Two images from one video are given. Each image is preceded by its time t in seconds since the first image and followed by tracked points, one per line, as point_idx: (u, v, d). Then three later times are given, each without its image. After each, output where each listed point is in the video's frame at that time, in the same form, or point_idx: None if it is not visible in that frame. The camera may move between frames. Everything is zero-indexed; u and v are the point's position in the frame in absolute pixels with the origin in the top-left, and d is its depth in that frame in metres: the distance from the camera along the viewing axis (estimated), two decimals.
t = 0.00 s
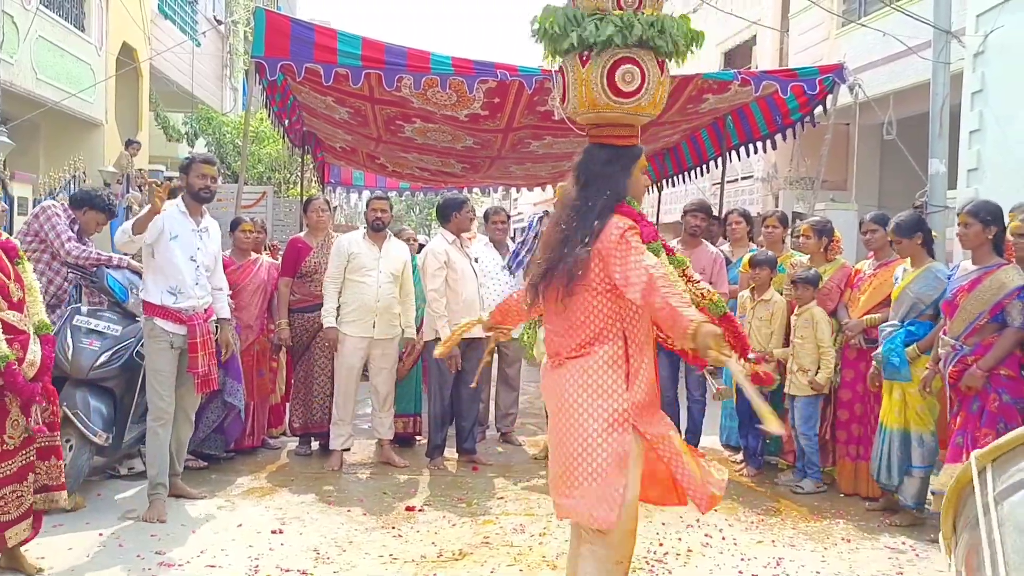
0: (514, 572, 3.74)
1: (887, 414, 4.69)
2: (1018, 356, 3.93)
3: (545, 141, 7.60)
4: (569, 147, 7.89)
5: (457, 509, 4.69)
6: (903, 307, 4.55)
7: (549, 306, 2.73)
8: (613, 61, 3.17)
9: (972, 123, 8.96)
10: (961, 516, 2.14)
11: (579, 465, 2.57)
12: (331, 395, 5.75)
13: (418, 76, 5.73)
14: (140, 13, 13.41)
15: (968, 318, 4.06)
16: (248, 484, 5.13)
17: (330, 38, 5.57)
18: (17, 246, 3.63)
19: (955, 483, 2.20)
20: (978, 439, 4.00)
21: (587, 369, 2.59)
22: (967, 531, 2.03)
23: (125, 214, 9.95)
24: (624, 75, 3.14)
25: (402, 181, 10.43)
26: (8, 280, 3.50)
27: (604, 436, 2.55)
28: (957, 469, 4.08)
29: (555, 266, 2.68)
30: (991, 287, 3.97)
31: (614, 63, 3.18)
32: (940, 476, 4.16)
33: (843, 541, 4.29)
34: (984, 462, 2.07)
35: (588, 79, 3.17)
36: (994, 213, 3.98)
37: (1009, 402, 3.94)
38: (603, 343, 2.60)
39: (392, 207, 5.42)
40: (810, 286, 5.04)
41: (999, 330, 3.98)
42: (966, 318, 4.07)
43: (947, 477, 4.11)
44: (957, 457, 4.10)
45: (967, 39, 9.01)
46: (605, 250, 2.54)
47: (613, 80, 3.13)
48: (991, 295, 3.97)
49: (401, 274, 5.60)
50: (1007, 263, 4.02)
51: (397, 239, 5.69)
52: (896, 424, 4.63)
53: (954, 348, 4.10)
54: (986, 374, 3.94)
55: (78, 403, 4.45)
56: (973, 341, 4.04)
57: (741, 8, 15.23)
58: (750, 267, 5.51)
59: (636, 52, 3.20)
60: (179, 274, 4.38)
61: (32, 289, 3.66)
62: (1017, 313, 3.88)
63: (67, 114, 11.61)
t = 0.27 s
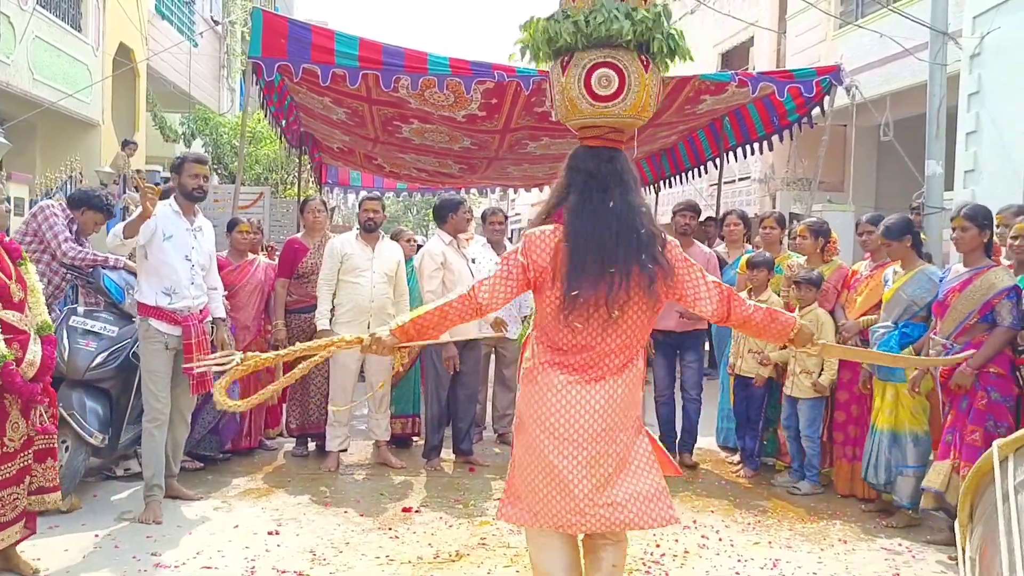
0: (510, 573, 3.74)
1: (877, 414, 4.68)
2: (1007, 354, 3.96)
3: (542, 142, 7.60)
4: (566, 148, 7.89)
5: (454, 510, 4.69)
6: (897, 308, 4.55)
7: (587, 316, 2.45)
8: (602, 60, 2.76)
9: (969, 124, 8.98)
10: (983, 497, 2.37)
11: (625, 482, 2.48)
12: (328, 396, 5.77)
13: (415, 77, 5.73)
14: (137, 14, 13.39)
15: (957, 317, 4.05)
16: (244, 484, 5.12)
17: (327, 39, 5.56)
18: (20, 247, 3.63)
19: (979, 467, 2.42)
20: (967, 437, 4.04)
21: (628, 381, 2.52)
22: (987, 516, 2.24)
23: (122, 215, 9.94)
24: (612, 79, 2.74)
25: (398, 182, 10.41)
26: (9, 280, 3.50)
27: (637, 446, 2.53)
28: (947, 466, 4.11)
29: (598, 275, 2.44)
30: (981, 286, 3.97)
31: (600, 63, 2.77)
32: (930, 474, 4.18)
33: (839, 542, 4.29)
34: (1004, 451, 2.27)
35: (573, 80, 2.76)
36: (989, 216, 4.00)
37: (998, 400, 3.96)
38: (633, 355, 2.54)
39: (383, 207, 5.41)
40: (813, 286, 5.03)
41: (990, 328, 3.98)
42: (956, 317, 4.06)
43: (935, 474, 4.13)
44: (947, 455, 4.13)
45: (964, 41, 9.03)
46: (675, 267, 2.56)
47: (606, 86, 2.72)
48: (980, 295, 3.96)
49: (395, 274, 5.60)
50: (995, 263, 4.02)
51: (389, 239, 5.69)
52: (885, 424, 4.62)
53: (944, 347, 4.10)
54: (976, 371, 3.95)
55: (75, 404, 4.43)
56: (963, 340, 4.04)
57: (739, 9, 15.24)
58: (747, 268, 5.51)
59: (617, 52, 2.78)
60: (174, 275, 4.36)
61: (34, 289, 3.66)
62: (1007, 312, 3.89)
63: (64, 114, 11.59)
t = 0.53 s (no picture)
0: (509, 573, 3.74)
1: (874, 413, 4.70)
2: (1005, 354, 3.97)
3: (541, 142, 7.61)
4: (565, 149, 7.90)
5: (453, 510, 4.69)
6: (894, 309, 4.56)
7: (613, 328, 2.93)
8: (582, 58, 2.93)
9: (968, 125, 8.99)
10: (996, 504, 2.43)
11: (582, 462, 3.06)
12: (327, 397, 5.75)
13: (414, 78, 5.73)
14: (136, 14, 13.39)
15: (957, 316, 4.06)
16: (243, 485, 5.12)
17: (326, 39, 5.56)
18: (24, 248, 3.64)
19: (987, 475, 2.47)
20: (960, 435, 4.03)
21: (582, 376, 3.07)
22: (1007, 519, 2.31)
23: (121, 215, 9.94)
24: (588, 77, 2.90)
25: (398, 182, 10.41)
26: (12, 280, 3.50)
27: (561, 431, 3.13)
28: (938, 463, 4.10)
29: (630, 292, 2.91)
30: (982, 286, 3.97)
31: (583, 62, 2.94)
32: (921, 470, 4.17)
33: (838, 542, 4.29)
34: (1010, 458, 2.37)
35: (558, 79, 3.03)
36: (989, 216, 4.00)
37: (995, 398, 3.97)
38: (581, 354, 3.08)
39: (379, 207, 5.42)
40: (813, 289, 5.03)
41: (989, 328, 3.98)
42: (955, 317, 4.07)
43: (926, 470, 4.13)
44: (939, 452, 4.13)
45: (963, 42, 9.04)
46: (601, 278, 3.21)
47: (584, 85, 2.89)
48: (981, 294, 3.97)
49: (393, 275, 5.59)
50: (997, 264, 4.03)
51: (388, 240, 5.68)
52: (881, 423, 4.64)
53: (943, 345, 4.09)
54: (974, 370, 3.96)
55: (73, 404, 4.42)
56: (962, 338, 4.04)
57: (738, 10, 15.25)
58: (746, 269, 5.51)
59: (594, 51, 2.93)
60: (169, 275, 4.37)
61: (36, 290, 3.66)
62: (1006, 312, 3.90)
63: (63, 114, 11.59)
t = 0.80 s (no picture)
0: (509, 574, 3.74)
1: (880, 419, 4.69)
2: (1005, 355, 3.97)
3: (541, 142, 7.61)
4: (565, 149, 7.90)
5: (453, 511, 4.69)
6: (893, 308, 4.56)
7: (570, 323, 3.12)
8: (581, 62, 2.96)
9: (967, 125, 8.99)
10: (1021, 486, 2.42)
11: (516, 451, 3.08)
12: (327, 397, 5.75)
13: (414, 78, 5.73)
14: (136, 14, 13.39)
15: (958, 317, 4.05)
16: (243, 485, 5.12)
17: (326, 39, 5.56)
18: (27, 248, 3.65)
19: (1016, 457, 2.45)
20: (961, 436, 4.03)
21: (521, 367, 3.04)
22: None
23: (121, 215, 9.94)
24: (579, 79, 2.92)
25: (398, 182, 10.41)
26: (14, 281, 3.50)
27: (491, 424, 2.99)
28: (939, 464, 4.13)
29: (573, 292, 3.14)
30: (984, 287, 3.97)
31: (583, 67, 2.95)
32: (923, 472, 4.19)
33: (838, 542, 4.30)
34: None
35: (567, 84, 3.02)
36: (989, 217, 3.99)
37: (995, 399, 3.98)
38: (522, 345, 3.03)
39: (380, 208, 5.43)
40: (812, 288, 5.02)
41: (990, 329, 3.99)
42: (956, 317, 4.06)
43: (929, 471, 4.15)
44: (940, 453, 4.15)
45: (962, 42, 9.04)
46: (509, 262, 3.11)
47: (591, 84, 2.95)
48: (983, 295, 3.97)
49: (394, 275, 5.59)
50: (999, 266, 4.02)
51: (388, 239, 5.65)
52: (887, 428, 4.62)
53: (944, 345, 4.11)
54: (974, 370, 3.96)
55: (73, 404, 4.43)
56: (962, 339, 4.05)
57: (738, 10, 15.25)
58: (747, 270, 5.51)
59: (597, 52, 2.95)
60: (169, 276, 4.37)
61: (40, 291, 3.67)
62: (1008, 314, 3.91)
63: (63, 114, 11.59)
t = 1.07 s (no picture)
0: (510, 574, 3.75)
1: (884, 421, 4.70)
2: (1005, 356, 3.98)
3: (541, 143, 7.62)
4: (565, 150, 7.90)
5: (453, 511, 4.70)
6: (893, 308, 4.57)
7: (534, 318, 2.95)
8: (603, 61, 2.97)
9: (967, 125, 8.99)
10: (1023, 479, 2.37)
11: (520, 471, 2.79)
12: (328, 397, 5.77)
13: (414, 78, 5.74)
14: (136, 14, 13.40)
15: (960, 317, 4.06)
16: (244, 485, 5.13)
17: (326, 40, 5.57)
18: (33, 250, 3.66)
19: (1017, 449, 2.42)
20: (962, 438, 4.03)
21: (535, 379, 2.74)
22: None
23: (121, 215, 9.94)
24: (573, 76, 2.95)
25: (398, 183, 10.41)
26: (17, 283, 3.50)
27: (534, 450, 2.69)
28: (940, 466, 4.11)
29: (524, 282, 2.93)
30: (987, 289, 3.98)
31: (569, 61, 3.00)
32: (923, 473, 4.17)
33: (838, 542, 4.30)
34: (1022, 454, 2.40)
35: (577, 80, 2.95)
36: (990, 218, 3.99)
37: (996, 401, 3.98)
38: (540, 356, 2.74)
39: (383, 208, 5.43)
40: (811, 289, 5.04)
41: (991, 330, 4.00)
42: (958, 317, 4.07)
43: (930, 473, 4.13)
44: (941, 454, 4.13)
45: (962, 42, 9.05)
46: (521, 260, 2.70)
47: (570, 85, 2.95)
48: (985, 296, 3.98)
49: (395, 276, 5.61)
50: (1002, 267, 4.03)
51: (390, 241, 5.71)
52: (893, 432, 4.64)
53: (944, 345, 4.10)
54: (974, 372, 3.96)
55: (74, 405, 4.44)
56: (963, 339, 4.05)
57: (737, 10, 15.25)
58: (747, 270, 5.52)
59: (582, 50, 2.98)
60: (170, 277, 4.37)
61: (44, 293, 3.66)
62: (1010, 316, 3.91)
63: (63, 114, 11.59)
